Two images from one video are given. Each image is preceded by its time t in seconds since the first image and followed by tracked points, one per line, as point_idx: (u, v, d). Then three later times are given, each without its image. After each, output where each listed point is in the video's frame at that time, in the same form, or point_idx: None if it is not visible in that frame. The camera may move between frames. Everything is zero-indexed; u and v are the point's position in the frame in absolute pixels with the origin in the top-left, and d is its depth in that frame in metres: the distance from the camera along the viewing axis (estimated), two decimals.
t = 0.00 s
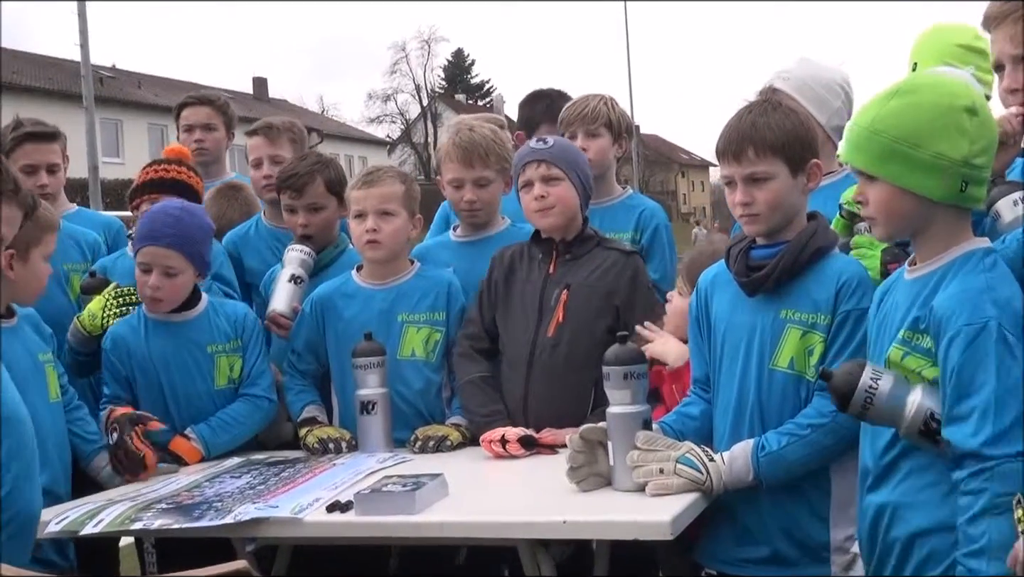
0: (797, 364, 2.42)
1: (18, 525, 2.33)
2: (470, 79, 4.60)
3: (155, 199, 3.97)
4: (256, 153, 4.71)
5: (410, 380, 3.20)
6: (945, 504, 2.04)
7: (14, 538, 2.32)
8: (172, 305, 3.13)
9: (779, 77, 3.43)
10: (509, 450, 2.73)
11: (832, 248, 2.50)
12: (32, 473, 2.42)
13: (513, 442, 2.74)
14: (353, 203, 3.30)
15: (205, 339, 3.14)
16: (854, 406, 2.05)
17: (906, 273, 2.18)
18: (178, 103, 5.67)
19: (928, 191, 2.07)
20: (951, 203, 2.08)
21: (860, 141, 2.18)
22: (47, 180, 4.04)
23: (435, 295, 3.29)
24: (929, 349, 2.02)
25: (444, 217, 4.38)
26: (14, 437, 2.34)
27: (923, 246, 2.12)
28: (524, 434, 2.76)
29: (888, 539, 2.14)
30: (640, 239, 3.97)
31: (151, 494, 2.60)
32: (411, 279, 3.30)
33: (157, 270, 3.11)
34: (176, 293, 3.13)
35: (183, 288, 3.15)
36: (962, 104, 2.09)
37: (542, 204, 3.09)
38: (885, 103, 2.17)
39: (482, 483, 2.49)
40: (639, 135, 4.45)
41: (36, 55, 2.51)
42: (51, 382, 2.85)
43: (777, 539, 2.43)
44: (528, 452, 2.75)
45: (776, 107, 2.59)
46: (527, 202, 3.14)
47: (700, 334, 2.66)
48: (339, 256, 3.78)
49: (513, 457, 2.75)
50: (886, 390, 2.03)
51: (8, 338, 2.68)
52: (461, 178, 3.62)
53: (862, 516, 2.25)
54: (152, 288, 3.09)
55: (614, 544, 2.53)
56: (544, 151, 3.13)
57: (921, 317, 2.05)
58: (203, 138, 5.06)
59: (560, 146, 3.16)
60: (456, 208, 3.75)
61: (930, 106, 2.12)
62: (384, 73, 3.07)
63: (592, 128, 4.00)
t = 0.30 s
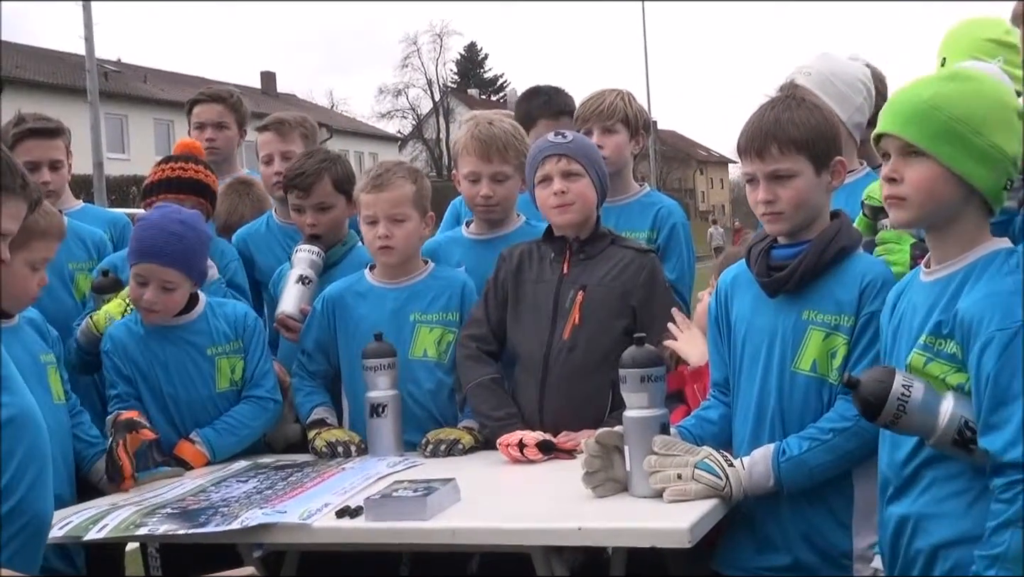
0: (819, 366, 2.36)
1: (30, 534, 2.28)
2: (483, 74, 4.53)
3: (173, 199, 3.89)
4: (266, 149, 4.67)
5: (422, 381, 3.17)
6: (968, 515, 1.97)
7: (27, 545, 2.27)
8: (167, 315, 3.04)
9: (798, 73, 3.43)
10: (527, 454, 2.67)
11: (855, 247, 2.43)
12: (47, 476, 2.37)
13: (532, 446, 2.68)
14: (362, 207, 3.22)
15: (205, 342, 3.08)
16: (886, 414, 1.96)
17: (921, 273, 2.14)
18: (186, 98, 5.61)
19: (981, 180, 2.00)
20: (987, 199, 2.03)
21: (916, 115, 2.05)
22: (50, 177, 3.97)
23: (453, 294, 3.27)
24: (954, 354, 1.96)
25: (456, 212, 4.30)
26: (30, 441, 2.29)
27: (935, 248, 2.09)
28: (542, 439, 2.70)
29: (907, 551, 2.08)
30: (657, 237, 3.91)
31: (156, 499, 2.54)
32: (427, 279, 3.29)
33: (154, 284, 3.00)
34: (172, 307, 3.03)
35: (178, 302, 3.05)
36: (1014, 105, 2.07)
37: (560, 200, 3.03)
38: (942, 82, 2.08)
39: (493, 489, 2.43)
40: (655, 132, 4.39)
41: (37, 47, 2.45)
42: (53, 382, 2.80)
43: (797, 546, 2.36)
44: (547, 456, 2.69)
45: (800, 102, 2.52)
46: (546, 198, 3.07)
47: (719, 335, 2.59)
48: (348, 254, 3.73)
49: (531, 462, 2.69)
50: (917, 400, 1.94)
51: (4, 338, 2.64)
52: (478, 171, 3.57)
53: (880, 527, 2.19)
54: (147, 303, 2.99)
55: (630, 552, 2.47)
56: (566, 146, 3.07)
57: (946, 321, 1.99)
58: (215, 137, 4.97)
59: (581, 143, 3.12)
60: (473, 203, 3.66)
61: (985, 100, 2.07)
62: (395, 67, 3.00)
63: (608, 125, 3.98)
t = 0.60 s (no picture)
0: (833, 366, 2.35)
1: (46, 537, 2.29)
2: (496, 73, 4.52)
3: (200, 201, 3.72)
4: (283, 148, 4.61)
5: (434, 379, 3.17)
6: (972, 515, 1.96)
7: (42, 549, 2.28)
8: (168, 318, 3.02)
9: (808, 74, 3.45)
10: (544, 454, 2.67)
11: (870, 247, 2.42)
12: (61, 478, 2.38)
13: (549, 446, 2.68)
14: (374, 217, 3.20)
15: (214, 346, 3.08)
16: (897, 418, 1.92)
17: (930, 273, 2.12)
18: (199, 98, 5.62)
19: (968, 184, 1.98)
20: (983, 200, 1.99)
21: (903, 122, 2.09)
22: (63, 176, 3.97)
23: (465, 292, 3.27)
24: (964, 355, 1.95)
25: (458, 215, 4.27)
26: (42, 443, 2.32)
27: (943, 248, 2.07)
28: (559, 439, 2.70)
29: (910, 551, 2.06)
30: (672, 237, 3.93)
31: (173, 497, 2.55)
32: (440, 277, 3.29)
33: (153, 284, 2.99)
34: (171, 310, 3.01)
35: (179, 306, 3.02)
36: (1012, 100, 1.98)
37: (581, 194, 3.02)
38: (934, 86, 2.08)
39: (505, 489, 2.43)
40: (669, 132, 4.40)
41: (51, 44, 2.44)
42: (68, 382, 2.82)
43: (811, 547, 2.35)
44: (563, 456, 2.69)
45: (813, 101, 2.51)
46: (564, 193, 3.05)
47: (732, 336, 2.58)
48: (360, 254, 3.73)
49: (548, 462, 2.69)
50: (928, 404, 1.92)
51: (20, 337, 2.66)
52: (488, 174, 3.56)
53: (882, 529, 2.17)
54: (146, 305, 2.99)
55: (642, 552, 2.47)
56: (584, 141, 3.10)
57: (956, 322, 1.99)
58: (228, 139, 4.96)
59: (598, 144, 3.15)
60: (480, 207, 3.65)
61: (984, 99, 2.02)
62: (409, 66, 3.00)
63: (624, 124, 3.97)
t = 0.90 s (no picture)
0: (844, 367, 2.35)
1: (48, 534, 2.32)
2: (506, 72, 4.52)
3: (219, 205, 3.70)
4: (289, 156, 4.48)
5: (443, 378, 3.18)
6: (982, 517, 1.96)
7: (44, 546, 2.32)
8: (189, 313, 3.05)
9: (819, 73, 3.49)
10: (555, 454, 2.67)
11: (880, 248, 2.42)
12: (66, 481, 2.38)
13: (560, 446, 2.68)
14: (387, 215, 3.21)
15: (225, 347, 3.09)
16: (899, 426, 1.93)
17: (935, 273, 2.11)
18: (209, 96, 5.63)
19: (959, 182, 1.99)
20: (978, 198, 1.99)
21: (898, 124, 2.10)
22: (74, 174, 3.98)
23: (474, 293, 3.27)
24: (969, 354, 1.94)
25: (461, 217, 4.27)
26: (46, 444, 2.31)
27: (947, 247, 2.07)
28: (570, 438, 2.70)
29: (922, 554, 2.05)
30: (684, 237, 3.94)
31: (183, 496, 2.56)
32: (449, 277, 3.29)
33: (173, 278, 3.02)
34: (190, 304, 3.04)
35: (196, 299, 3.05)
36: (1005, 98, 1.99)
37: (599, 200, 3.03)
38: (927, 87, 2.10)
39: (516, 488, 2.43)
40: (679, 131, 4.40)
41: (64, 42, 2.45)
42: (81, 380, 2.83)
43: (821, 548, 2.35)
44: (574, 456, 2.69)
45: (824, 101, 2.50)
46: (582, 197, 3.06)
47: (743, 337, 2.58)
48: (370, 253, 3.74)
49: (559, 462, 2.69)
50: (930, 408, 1.92)
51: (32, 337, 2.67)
52: (496, 178, 3.56)
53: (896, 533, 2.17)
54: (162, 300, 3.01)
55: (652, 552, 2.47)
56: (601, 145, 3.12)
57: (960, 321, 1.97)
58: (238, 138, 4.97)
59: (613, 148, 3.17)
60: (490, 211, 3.66)
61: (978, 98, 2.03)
62: (420, 66, 3.01)
63: (637, 124, 3.98)
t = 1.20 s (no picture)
0: (855, 366, 2.35)
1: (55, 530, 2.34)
2: (516, 71, 4.52)
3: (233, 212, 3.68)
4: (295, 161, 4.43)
5: (452, 376, 3.19)
6: (985, 514, 1.96)
7: (51, 542, 2.34)
8: (214, 293, 3.11)
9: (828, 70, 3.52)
10: (566, 453, 2.67)
11: (892, 247, 2.41)
12: (75, 473, 2.44)
13: (570, 445, 2.68)
14: (398, 214, 3.23)
15: (241, 339, 3.12)
16: (896, 441, 1.95)
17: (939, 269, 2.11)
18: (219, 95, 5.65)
19: (958, 177, 1.98)
20: (978, 192, 1.99)
21: (895, 122, 2.10)
22: (84, 173, 3.99)
23: (483, 290, 3.27)
24: (968, 350, 1.95)
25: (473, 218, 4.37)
26: (48, 440, 2.35)
27: (948, 242, 2.06)
28: (580, 438, 2.70)
29: (929, 552, 2.04)
30: (695, 236, 3.94)
31: (192, 494, 2.57)
32: (457, 277, 3.29)
33: (197, 254, 3.10)
34: (215, 283, 3.11)
35: (222, 277, 3.13)
36: (1001, 93, 1.98)
37: (606, 203, 3.03)
38: (923, 85, 2.09)
39: (526, 488, 2.43)
40: (691, 131, 4.40)
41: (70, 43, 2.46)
42: (90, 379, 2.83)
43: (832, 548, 2.35)
44: (585, 455, 2.69)
45: (835, 100, 2.50)
46: (590, 200, 3.06)
47: (753, 337, 2.57)
48: (378, 252, 3.74)
49: (569, 461, 2.69)
50: (925, 421, 1.94)
51: (42, 335, 2.68)
52: (501, 172, 3.56)
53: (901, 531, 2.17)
54: (191, 278, 3.07)
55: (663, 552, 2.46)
56: (612, 147, 3.11)
57: (961, 317, 1.97)
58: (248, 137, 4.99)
59: (624, 149, 3.16)
60: (495, 205, 3.66)
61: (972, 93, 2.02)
62: (429, 65, 3.01)
63: (648, 122, 3.98)
